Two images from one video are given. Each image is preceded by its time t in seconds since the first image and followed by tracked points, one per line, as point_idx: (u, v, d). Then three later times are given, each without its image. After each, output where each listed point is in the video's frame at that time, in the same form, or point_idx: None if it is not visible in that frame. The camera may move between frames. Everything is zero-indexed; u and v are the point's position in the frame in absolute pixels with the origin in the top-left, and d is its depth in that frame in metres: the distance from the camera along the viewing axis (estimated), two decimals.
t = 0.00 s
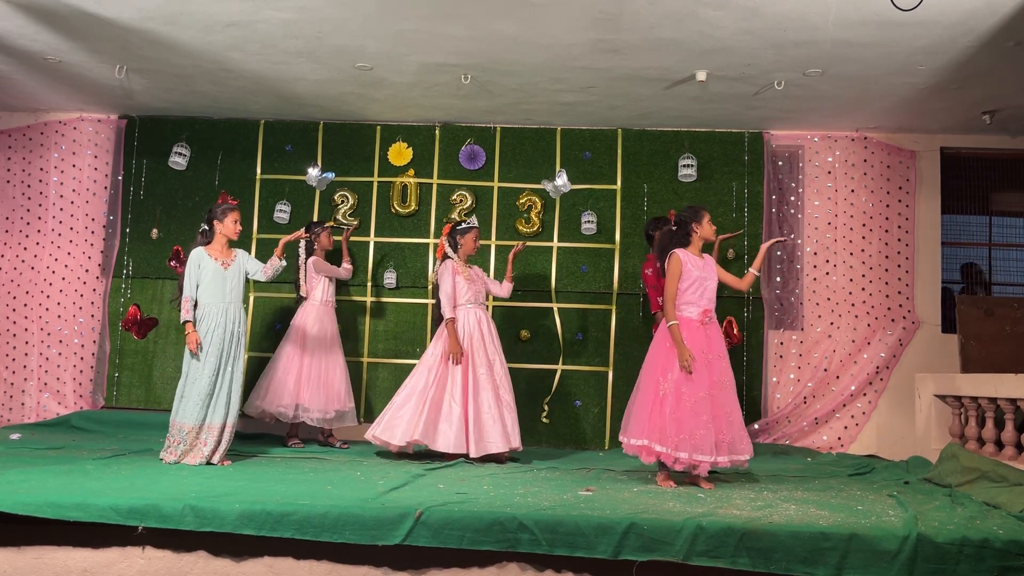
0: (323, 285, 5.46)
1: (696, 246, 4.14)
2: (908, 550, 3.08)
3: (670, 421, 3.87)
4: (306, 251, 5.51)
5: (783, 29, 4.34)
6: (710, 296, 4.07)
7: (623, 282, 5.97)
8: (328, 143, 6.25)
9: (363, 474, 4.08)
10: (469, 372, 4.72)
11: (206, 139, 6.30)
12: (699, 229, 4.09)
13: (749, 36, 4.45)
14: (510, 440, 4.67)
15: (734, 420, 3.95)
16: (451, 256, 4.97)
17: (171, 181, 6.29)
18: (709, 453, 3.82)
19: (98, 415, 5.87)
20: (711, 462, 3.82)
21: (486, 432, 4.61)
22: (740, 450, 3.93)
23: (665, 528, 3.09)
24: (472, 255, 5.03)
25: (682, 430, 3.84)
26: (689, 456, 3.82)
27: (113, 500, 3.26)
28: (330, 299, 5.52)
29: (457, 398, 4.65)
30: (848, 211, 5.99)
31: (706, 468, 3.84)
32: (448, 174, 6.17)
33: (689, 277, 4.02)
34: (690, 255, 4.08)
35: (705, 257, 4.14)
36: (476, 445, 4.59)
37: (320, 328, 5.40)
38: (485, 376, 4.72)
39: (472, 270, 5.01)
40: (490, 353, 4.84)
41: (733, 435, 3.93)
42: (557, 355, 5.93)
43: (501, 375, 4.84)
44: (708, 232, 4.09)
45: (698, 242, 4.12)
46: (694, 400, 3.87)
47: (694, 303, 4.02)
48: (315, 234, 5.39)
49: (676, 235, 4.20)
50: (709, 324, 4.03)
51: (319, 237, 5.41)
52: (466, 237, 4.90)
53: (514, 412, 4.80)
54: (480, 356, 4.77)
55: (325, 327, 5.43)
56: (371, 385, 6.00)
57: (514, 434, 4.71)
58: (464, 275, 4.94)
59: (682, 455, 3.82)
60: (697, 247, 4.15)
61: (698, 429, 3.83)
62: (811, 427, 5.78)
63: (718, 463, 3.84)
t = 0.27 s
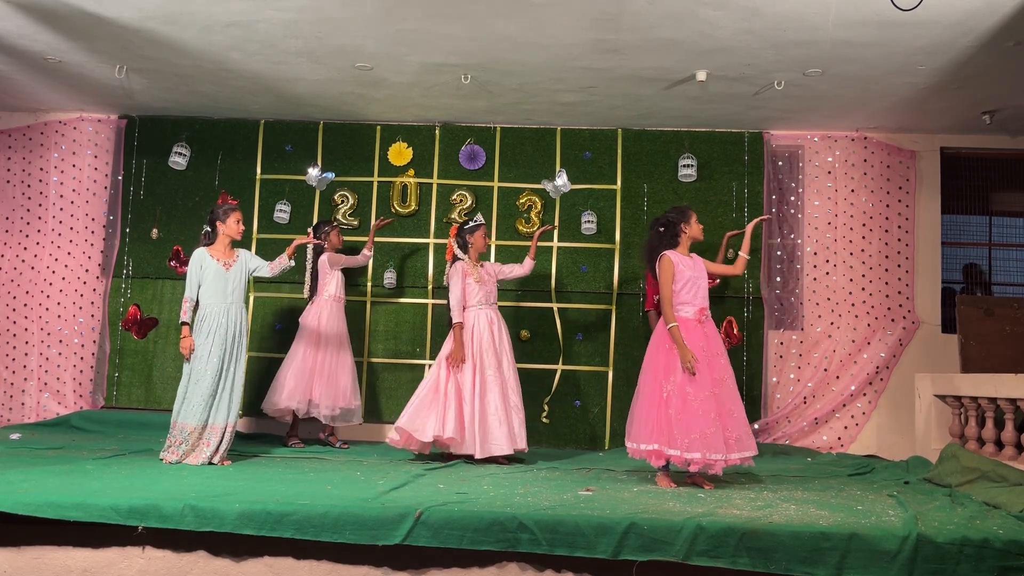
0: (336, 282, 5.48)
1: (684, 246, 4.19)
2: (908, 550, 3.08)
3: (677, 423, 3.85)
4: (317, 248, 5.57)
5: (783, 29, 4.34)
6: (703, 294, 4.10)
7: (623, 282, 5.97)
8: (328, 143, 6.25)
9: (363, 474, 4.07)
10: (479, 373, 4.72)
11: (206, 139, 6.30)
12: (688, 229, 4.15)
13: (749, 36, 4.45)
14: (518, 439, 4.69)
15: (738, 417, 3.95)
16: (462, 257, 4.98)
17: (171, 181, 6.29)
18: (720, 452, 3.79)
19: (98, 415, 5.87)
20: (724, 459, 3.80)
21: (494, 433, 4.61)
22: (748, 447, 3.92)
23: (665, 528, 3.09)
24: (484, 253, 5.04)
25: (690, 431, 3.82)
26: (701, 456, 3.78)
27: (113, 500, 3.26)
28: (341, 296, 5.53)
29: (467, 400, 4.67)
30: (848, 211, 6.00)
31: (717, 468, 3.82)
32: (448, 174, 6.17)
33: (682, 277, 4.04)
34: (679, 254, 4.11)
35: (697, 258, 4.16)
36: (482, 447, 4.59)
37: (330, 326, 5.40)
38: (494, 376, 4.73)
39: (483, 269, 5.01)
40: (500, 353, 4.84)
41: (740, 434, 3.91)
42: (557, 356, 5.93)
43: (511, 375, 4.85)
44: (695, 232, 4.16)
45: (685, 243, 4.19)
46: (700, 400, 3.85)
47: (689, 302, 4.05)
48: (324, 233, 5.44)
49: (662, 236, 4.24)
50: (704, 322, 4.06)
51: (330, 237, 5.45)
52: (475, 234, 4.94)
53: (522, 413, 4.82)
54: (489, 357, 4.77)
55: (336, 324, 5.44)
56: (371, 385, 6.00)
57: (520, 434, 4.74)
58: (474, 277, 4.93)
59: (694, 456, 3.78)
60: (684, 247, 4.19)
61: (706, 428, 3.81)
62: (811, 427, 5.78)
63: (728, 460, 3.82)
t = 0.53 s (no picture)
0: (343, 282, 5.49)
1: (673, 246, 4.19)
2: (908, 550, 3.08)
3: (668, 424, 3.87)
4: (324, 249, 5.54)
5: (783, 29, 4.34)
6: (694, 294, 4.10)
7: (623, 282, 5.97)
8: (328, 143, 6.25)
9: (363, 474, 4.08)
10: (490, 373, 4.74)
11: (206, 139, 6.30)
12: (677, 231, 4.15)
13: (749, 36, 4.45)
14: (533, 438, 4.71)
15: (735, 416, 3.92)
16: (470, 256, 4.97)
17: (171, 181, 6.29)
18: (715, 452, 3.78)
19: (98, 415, 5.87)
20: (719, 459, 3.78)
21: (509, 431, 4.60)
22: (745, 446, 3.89)
23: (665, 528, 3.09)
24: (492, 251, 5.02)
25: (682, 431, 3.82)
26: (692, 456, 3.78)
27: (113, 500, 3.26)
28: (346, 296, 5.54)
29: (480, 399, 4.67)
30: (848, 211, 6.00)
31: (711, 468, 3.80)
32: (448, 174, 6.17)
33: (670, 277, 4.04)
34: (668, 256, 4.11)
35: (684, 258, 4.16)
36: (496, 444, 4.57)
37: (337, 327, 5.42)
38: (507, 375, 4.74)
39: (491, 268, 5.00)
40: (509, 353, 4.84)
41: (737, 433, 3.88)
42: (557, 356, 5.93)
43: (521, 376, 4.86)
44: (686, 233, 4.15)
45: (673, 244, 4.19)
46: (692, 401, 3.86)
47: (679, 302, 4.06)
48: (334, 234, 5.45)
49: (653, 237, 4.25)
50: (695, 322, 4.06)
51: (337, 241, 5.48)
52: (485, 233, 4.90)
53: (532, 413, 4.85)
54: (500, 357, 4.78)
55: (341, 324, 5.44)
56: (371, 385, 6.00)
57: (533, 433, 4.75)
58: (482, 277, 4.91)
59: (685, 455, 3.79)
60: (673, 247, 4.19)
61: (698, 428, 3.80)
62: (811, 427, 5.78)
63: (723, 460, 3.80)
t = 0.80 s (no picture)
0: (345, 284, 5.48)
1: (670, 246, 4.20)
2: (908, 550, 3.08)
3: (656, 422, 3.88)
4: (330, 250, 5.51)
5: (783, 29, 4.34)
6: (689, 294, 4.10)
7: (623, 282, 5.97)
8: (328, 143, 6.25)
9: (363, 474, 4.07)
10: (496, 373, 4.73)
11: (206, 139, 6.30)
12: (672, 230, 4.15)
13: (749, 36, 4.45)
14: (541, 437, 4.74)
15: (727, 417, 3.91)
16: (474, 254, 4.96)
17: (171, 181, 6.29)
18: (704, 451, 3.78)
19: (98, 415, 5.87)
20: (707, 459, 3.78)
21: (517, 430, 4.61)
22: (736, 446, 3.87)
23: (665, 528, 3.09)
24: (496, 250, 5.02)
25: (670, 430, 3.83)
26: (679, 455, 3.79)
27: (113, 500, 3.26)
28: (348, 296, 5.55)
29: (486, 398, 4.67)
30: (848, 211, 6.00)
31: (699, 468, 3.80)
32: (448, 174, 6.17)
33: (666, 277, 4.05)
34: (665, 255, 4.11)
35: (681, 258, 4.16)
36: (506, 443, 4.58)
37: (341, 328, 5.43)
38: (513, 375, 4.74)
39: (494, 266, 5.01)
40: (514, 353, 4.84)
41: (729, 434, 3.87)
42: (558, 356, 5.93)
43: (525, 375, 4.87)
44: (682, 233, 4.15)
45: (671, 243, 4.19)
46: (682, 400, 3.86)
47: (674, 302, 4.06)
48: (338, 234, 5.46)
49: (651, 235, 4.27)
50: (690, 321, 4.05)
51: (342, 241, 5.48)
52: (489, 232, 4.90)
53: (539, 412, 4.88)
54: (505, 357, 4.78)
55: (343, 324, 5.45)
56: (371, 385, 6.00)
57: (539, 432, 4.77)
58: (486, 275, 4.92)
59: (671, 454, 3.80)
60: (671, 247, 4.20)
61: (686, 428, 3.81)
62: (811, 427, 5.78)
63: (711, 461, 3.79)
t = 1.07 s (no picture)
0: (342, 283, 5.51)
1: (676, 245, 4.19)
2: (908, 550, 3.08)
3: (657, 422, 3.87)
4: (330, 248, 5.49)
5: (783, 29, 4.34)
6: (694, 295, 4.09)
7: (623, 282, 5.97)
8: (328, 143, 6.25)
9: (363, 474, 4.07)
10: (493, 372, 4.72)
11: (206, 139, 6.30)
12: (678, 229, 4.15)
13: (749, 36, 4.45)
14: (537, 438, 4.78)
15: (726, 418, 3.93)
16: (477, 254, 4.97)
17: (171, 181, 6.29)
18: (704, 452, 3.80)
19: (98, 415, 5.87)
20: (707, 460, 3.80)
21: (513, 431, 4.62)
22: (734, 447, 3.90)
23: (665, 528, 3.09)
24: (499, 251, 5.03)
25: (671, 431, 3.84)
26: (681, 456, 3.80)
27: (113, 500, 3.26)
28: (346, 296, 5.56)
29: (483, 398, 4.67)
30: (848, 211, 5.99)
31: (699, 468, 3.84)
32: (448, 174, 6.17)
33: (671, 276, 4.04)
34: (670, 255, 4.10)
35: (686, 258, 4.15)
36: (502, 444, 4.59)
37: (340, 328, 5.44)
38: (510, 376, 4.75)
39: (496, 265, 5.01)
40: (514, 354, 4.85)
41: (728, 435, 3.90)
42: (558, 356, 5.94)
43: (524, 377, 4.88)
44: (688, 233, 4.14)
45: (676, 243, 4.19)
46: (684, 400, 3.87)
47: (678, 302, 4.05)
48: (340, 235, 5.43)
49: (656, 233, 4.26)
50: (694, 322, 4.05)
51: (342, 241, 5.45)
52: (493, 230, 4.89)
53: (535, 413, 4.91)
54: (503, 358, 4.77)
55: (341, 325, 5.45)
56: (371, 385, 6.00)
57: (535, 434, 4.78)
58: (488, 275, 4.92)
59: (673, 455, 3.81)
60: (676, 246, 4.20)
61: (688, 429, 3.82)
62: (811, 427, 5.78)
63: (710, 462, 3.82)
